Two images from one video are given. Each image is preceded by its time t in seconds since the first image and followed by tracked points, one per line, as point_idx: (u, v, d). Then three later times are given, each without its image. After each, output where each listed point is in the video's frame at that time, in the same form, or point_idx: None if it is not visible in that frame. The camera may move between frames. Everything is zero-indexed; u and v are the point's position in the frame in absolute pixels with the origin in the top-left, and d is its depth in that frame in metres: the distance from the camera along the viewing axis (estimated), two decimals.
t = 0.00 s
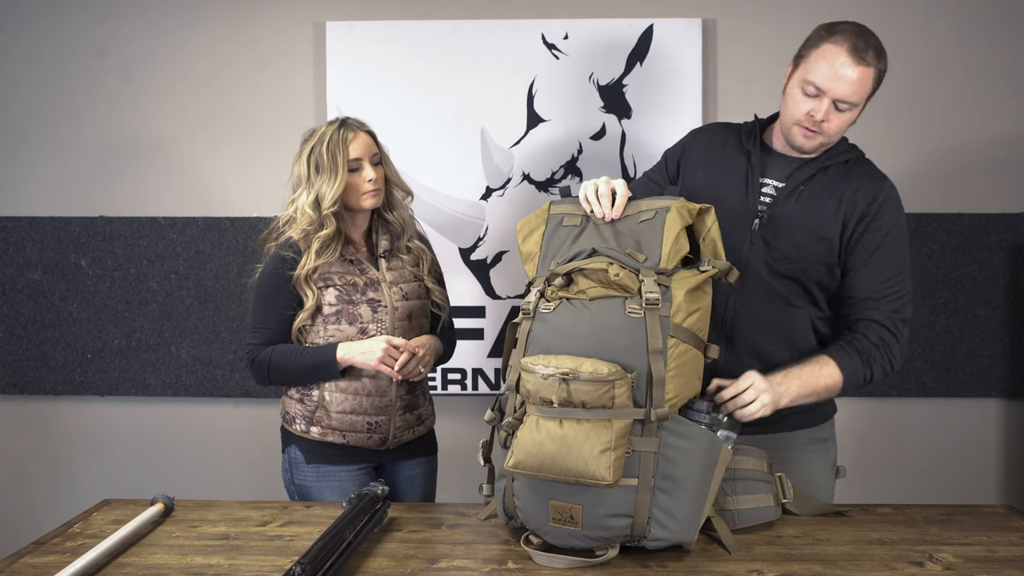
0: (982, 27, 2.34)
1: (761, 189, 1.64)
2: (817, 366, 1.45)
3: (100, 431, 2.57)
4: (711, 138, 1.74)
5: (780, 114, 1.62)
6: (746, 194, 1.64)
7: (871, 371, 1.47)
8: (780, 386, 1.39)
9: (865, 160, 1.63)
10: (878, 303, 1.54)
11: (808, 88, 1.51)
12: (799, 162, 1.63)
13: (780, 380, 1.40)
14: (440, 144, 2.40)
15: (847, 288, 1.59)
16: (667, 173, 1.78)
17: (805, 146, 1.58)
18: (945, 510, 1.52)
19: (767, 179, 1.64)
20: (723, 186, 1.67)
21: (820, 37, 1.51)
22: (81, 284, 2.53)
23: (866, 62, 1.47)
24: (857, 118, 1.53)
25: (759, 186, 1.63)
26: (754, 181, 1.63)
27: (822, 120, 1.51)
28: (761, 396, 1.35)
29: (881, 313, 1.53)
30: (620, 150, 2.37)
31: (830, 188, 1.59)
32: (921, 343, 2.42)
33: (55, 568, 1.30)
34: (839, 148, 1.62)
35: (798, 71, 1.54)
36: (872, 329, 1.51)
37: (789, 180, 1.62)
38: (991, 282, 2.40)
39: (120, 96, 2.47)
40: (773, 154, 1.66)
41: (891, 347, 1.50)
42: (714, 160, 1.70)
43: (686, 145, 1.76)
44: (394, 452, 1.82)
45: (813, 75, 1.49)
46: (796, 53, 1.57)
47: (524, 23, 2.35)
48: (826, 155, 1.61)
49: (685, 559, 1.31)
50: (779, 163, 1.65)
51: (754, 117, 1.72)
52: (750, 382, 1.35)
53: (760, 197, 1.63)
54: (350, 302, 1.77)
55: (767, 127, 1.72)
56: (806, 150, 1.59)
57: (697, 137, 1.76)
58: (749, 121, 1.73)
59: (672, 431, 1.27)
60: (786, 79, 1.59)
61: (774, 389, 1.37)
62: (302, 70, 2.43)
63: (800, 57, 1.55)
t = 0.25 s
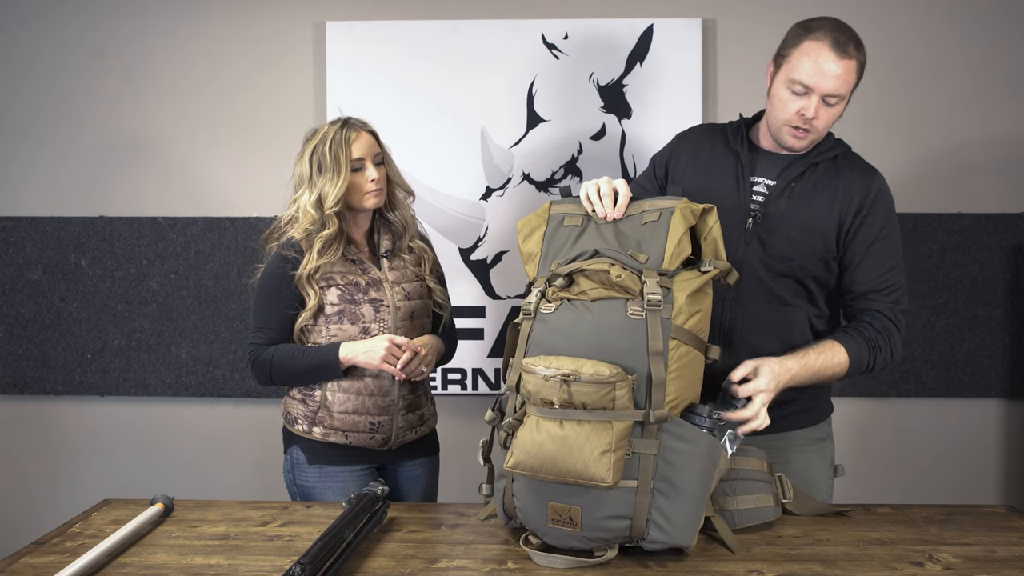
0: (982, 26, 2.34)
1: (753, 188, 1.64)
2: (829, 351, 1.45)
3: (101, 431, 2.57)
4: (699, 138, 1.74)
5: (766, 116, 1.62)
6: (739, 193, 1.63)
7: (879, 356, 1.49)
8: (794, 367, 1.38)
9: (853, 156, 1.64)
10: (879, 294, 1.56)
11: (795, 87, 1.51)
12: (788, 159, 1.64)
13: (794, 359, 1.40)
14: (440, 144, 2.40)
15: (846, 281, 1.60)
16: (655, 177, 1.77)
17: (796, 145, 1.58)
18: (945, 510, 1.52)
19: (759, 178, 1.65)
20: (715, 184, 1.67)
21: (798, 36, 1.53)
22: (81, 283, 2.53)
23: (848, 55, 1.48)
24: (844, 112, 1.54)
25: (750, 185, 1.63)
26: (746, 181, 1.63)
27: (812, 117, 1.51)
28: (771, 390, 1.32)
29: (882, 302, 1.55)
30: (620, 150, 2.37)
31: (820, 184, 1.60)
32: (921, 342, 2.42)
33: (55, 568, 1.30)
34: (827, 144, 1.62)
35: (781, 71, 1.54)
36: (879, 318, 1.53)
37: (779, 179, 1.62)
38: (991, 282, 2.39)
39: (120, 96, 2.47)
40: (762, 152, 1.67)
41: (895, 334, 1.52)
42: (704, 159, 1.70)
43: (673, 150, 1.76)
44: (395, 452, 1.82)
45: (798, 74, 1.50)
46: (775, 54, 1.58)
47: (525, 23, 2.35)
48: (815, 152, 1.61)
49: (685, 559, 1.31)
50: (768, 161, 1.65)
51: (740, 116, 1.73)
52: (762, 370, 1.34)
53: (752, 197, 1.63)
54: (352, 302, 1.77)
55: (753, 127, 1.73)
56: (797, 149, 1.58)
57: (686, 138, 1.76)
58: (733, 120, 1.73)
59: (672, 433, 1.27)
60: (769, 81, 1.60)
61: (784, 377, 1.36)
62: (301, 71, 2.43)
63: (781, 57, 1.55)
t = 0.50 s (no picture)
0: (982, 26, 2.34)
1: (751, 190, 1.64)
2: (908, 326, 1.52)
3: (101, 431, 2.57)
4: (692, 139, 1.74)
5: (766, 120, 1.61)
6: (737, 196, 1.63)
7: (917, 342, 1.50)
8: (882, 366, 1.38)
9: (847, 154, 1.65)
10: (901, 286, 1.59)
11: (800, 89, 1.51)
12: (786, 159, 1.64)
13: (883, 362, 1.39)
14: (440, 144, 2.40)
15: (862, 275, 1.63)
16: (650, 183, 1.77)
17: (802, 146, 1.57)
18: (945, 510, 1.52)
19: (756, 180, 1.65)
20: (711, 181, 1.67)
21: (792, 38, 1.53)
22: (81, 284, 2.53)
23: (846, 51, 1.49)
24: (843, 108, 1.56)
25: (747, 187, 1.64)
26: (743, 187, 1.63)
27: (821, 116, 1.51)
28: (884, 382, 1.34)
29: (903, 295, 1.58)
30: (620, 150, 2.37)
31: (820, 184, 1.61)
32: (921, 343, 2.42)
33: (55, 568, 1.30)
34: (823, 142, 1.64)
35: (780, 74, 1.54)
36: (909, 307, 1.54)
37: (779, 180, 1.62)
38: (991, 282, 2.39)
39: (120, 96, 2.47)
40: (756, 155, 1.67)
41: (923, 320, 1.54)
42: (699, 161, 1.70)
43: (667, 153, 1.76)
44: (397, 452, 1.82)
45: (802, 75, 1.50)
46: (767, 58, 1.58)
47: (525, 23, 2.35)
48: (812, 151, 1.62)
49: (685, 559, 1.31)
50: (764, 162, 1.65)
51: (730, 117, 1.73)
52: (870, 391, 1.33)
53: (751, 198, 1.63)
54: (356, 303, 1.77)
55: (744, 128, 1.73)
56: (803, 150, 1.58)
57: (679, 140, 1.76)
58: (725, 122, 1.73)
59: (671, 431, 1.27)
60: (764, 85, 1.59)
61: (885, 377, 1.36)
62: (301, 71, 2.43)
63: (776, 61, 1.55)
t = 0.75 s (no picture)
0: (982, 26, 2.34)
1: (764, 194, 1.64)
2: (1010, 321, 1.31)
3: (101, 431, 2.57)
4: (706, 141, 1.74)
5: (781, 124, 1.60)
6: (749, 199, 1.64)
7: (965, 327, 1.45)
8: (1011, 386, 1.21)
9: (864, 155, 1.64)
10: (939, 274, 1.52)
11: (814, 92, 1.50)
12: (800, 162, 1.63)
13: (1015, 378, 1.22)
14: (440, 144, 2.40)
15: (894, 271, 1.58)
16: (662, 181, 1.78)
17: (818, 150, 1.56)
18: (945, 510, 1.52)
19: (768, 184, 1.65)
20: (721, 184, 1.67)
21: (807, 40, 1.52)
22: (81, 284, 2.53)
23: (862, 53, 1.48)
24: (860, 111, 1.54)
25: (761, 190, 1.63)
26: (756, 187, 1.63)
27: (837, 119, 1.50)
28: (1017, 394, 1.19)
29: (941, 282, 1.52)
30: (620, 150, 2.37)
31: (834, 187, 1.60)
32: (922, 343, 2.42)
33: (55, 568, 1.30)
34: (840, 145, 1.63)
35: (794, 77, 1.53)
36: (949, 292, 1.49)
37: (792, 185, 1.62)
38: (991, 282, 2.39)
39: (120, 96, 2.47)
40: (771, 156, 1.67)
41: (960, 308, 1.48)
42: (713, 163, 1.70)
43: (680, 153, 1.76)
44: (397, 451, 1.81)
45: (817, 78, 1.49)
46: (782, 61, 1.57)
47: (525, 23, 2.35)
48: (827, 153, 1.62)
49: (685, 559, 1.31)
50: (778, 167, 1.65)
51: (745, 117, 1.73)
52: None
53: (764, 203, 1.63)
54: (361, 303, 1.78)
55: (759, 129, 1.73)
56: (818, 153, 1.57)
57: (692, 139, 1.76)
58: (739, 123, 1.73)
59: (672, 431, 1.27)
60: (779, 88, 1.58)
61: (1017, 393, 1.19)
62: (302, 71, 2.43)
63: (790, 64, 1.54)
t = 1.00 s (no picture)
0: (982, 26, 2.34)
1: (780, 202, 1.63)
2: None
3: (101, 431, 2.57)
4: (727, 150, 1.72)
5: (799, 130, 1.59)
6: (762, 205, 1.63)
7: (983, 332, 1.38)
8: None
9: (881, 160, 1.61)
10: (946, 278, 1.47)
11: (828, 103, 1.48)
12: (818, 171, 1.62)
13: None
14: (441, 144, 2.40)
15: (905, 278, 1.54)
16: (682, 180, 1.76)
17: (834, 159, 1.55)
18: (945, 510, 1.52)
19: (785, 192, 1.64)
20: (738, 187, 1.67)
21: (827, 48, 1.48)
22: (81, 284, 2.53)
23: (881, 65, 1.44)
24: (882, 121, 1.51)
25: (777, 198, 1.63)
26: (772, 192, 1.62)
27: (849, 132, 1.49)
28: None
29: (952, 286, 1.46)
30: (620, 150, 2.37)
31: (847, 195, 1.58)
32: (922, 343, 2.42)
33: (55, 568, 1.30)
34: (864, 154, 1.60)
35: (811, 85, 1.51)
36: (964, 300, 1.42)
37: (806, 194, 1.61)
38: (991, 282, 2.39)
39: (121, 96, 2.47)
40: (790, 166, 1.66)
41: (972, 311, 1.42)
42: (731, 170, 1.69)
43: (703, 152, 1.75)
44: (398, 451, 1.81)
45: (832, 89, 1.46)
46: (804, 65, 1.55)
47: (525, 23, 2.35)
48: (845, 164, 1.59)
49: (685, 559, 1.31)
50: (796, 174, 1.64)
51: (768, 121, 1.72)
52: None
53: (779, 211, 1.63)
54: (362, 303, 1.78)
55: (783, 134, 1.71)
56: (835, 162, 1.56)
57: (713, 144, 1.75)
58: (764, 126, 1.71)
59: (672, 431, 1.27)
60: (800, 93, 1.57)
61: None
62: (302, 71, 2.43)
63: (810, 71, 1.52)
